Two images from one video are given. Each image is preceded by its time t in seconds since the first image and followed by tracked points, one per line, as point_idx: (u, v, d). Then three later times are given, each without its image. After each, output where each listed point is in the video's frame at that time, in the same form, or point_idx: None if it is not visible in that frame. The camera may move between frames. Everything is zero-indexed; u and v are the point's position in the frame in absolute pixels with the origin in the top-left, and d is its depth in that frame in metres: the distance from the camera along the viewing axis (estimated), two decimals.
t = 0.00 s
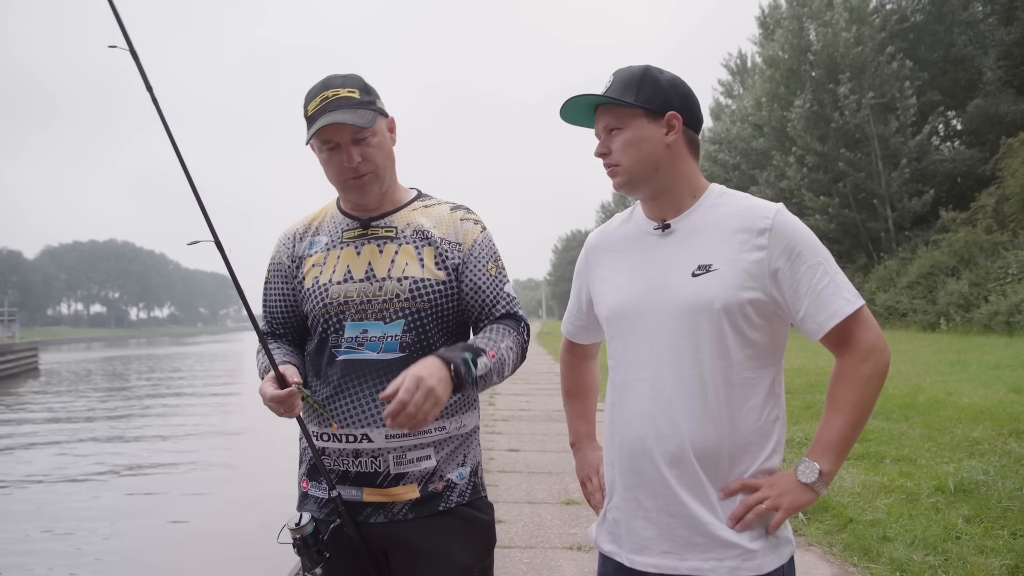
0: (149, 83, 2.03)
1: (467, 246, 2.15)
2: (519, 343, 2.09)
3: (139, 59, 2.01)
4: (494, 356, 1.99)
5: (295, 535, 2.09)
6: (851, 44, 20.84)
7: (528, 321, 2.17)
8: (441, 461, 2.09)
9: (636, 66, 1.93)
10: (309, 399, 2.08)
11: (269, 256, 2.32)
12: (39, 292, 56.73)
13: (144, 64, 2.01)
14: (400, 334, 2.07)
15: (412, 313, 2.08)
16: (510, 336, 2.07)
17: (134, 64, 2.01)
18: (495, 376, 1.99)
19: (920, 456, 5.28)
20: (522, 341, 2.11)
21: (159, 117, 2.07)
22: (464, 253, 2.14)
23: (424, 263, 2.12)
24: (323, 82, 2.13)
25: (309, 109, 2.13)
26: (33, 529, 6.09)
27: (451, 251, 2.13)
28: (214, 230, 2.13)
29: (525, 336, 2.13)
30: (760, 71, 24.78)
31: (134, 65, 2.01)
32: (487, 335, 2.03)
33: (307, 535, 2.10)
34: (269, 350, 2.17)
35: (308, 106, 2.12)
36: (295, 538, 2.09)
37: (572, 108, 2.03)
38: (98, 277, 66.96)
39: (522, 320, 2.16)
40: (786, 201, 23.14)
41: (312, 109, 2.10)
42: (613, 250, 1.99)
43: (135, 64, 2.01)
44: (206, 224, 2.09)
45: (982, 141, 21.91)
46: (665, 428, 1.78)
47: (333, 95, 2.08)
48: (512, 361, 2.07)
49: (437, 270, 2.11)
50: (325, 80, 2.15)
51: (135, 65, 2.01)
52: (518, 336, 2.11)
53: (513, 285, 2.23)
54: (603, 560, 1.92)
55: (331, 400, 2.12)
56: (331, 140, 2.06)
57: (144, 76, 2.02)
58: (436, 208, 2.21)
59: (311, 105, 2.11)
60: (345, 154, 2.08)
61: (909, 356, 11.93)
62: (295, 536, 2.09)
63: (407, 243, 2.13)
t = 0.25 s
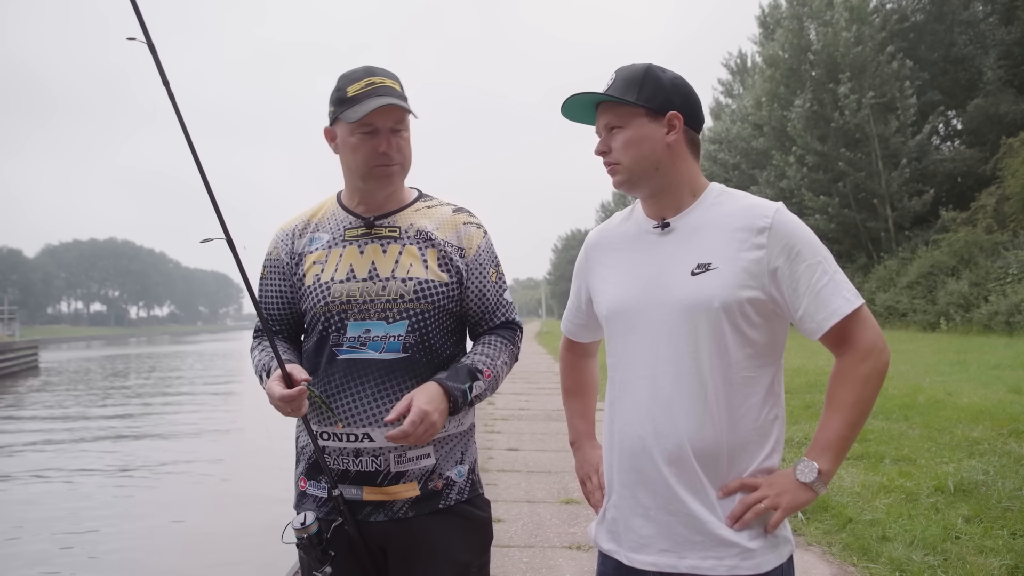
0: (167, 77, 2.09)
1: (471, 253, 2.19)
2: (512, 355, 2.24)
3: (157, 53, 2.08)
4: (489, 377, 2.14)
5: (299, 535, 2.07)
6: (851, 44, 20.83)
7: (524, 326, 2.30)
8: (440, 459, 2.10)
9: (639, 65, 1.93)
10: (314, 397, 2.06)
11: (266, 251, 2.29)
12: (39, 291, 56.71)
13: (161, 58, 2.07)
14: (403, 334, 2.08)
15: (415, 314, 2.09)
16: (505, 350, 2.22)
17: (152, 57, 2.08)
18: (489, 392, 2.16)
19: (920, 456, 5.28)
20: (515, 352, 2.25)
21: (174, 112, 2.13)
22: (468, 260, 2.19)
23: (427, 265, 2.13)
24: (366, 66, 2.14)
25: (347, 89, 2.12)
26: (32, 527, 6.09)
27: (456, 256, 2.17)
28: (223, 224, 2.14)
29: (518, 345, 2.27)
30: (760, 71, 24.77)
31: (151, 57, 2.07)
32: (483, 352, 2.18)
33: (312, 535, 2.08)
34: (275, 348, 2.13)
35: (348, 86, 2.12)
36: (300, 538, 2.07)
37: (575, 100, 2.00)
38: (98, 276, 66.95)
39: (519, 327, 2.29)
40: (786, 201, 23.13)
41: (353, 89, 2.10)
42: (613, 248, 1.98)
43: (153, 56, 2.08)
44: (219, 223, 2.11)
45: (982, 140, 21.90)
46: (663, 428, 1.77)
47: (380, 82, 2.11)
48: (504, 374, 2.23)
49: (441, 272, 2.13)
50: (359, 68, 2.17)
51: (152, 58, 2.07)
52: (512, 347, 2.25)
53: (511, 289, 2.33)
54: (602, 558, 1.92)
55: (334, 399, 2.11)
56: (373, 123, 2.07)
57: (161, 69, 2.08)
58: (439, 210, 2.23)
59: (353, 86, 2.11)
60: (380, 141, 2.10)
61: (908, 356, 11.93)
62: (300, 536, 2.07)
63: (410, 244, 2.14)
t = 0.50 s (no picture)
0: (169, 80, 2.12)
1: (472, 255, 2.22)
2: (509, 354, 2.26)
3: (160, 53, 2.10)
4: (490, 377, 2.16)
5: (304, 536, 2.08)
6: (852, 44, 20.83)
7: (520, 326, 2.32)
8: (442, 456, 2.13)
9: (640, 63, 1.92)
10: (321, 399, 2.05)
11: (263, 249, 2.25)
12: (40, 290, 56.73)
13: (163, 59, 2.10)
14: (409, 336, 2.10)
15: (420, 316, 2.10)
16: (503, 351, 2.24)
17: (154, 58, 2.10)
18: (490, 392, 2.17)
19: (920, 456, 5.28)
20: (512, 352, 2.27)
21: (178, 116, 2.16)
22: (470, 263, 2.21)
23: (431, 267, 2.14)
24: (394, 68, 2.16)
25: (377, 86, 2.12)
26: (32, 525, 6.10)
27: (457, 257, 2.18)
28: (228, 230, 2.20)
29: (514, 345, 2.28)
30: (761, 71, 24.77)
31: (154, 58, 2.10)
32: (483, 351, 2.20)
33: (316, 535, 2.09)
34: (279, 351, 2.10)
35: (379, 84, 2.11)
36: (304, 539, 2.08)
37: (589, 94, 1.96)
38: (99, 275, 66.98)
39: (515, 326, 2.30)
40: (787, 201, 23.13)
41: (385, 87, 2.10)
42: (613, 248, 1.98)
43: (156, 58, 2.10)
44: (221, 225, 2.17)
45: (983, 140, 21.90)
46: (663, 427, 1.78)
47: (410, 85, 2.14)
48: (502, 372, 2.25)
49: (444, 275, 2.15)
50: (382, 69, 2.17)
51: (155, 59, 2.10)
52: (510, 348, 2.27)
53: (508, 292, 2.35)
54: (602, 558, 1.92)
55: (339, 400, 2.10)
56: (405, 123, 2.09)
57: (164, 71, 2.11)
58: (439, 212, 2.24)
59: (384, 84, 2.12)
60: (406, 142, 2.12)
61: (908, 356, 11.93)
62: (304, 537, 2.08)
63: (415, 246, 2.15)
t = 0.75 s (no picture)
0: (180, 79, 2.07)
1: (473, 256, 2.22)
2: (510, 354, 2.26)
3: (171, 55, 2.05)
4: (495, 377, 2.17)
5: (308, 536, 2.08)
6: (853, 44, 20.84)
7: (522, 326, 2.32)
8: (443, 456, 2.14)
9: (639, 63, 1.93)
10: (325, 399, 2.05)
11: (266, 247, 2.24)
12: (40, 288, 56.77)
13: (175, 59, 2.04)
14: (411, 337, 2.10)
15: (422, 316, 2.11)
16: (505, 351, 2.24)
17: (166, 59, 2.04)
18: (494, 392, 2.18)
19: (919, 456, 5.29)
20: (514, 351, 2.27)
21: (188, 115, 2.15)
22: (471, 264, 2.21)
23: (433, 268, 2.15)
24: (400, 69, 2.17)
25: (384, 87, 2.12)
26: (31, 524, 6.10)
27: (458, 258, 2.19)
28: (235, 228, 2.20)
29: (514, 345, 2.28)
30: (761, 71, 24.78)
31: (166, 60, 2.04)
32: (486, 350, 2.21)
33: (318, 535, 2.09)
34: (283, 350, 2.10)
35: (386, 84, 2.12)
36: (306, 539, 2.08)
37: (591, 95, 1.96)
38: (99, 273, 67.03)
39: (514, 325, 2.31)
40: (787, 201, 23.14)
41: (392, 88, 2.11)
42: (613, 248, 1.98)
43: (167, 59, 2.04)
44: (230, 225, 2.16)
45: (984, 141, 21.91)
46: (662, 428, 1.78)
47: (416, 85, 2.15)
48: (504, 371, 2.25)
49: (447, 276, 2.16)
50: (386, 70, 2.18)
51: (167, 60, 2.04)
52: (512, 349, 2.27)
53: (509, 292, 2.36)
54: (602, 558, 1.92)
55: (341, 399, 2.10)
56: (413, 122, 2.10)
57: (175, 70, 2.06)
58: (441, 214, 2.25)
59: (390, 85, 2.12)
60: (413, 142, 2.13)
61: (908, 357, 11.94)
62: (307, 536, 2.09)
63: (417, 247, 2.15)
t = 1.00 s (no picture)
0: (181, 77, 2.08)
1: (474, 256, 2.22)
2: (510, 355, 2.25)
3: (172, 52, 2.05)
4: (489, 379, 2.16)
5: (308, 534, 2.08)
6: (853, 43, 20.83)
7: (523, 327, 2.32)
8: (443, 455, 2.14)
9: (638, 62, 1.92)
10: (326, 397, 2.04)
11: (267, 246, 2.24)
12: (40, 288, 56.74)
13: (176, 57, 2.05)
14: (411, 336, 2.10)
15: (422, 315, 2.11)
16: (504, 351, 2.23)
17: (167, 56, 2.05)
18: (489, 393, 2.17)
19: (919, 456, 5.29)
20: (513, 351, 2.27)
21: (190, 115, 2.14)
22: (471, 263, 2.21)
23: (434, 268, 2.14)
24: (399, 68, 2.17)
25: (382, 85, 2.12)
26: (31, 524, 6.10)
27: (458, 257, 2.18)
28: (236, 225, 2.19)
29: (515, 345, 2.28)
30: (761, 70, 24.77)
31: (167, 57, 2.05)
32: (484, 352, 2.20)
33: (319, 533, 2.08)
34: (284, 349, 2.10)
35: (384, 84, 2.12)
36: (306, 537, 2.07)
37: (588, 94, 1.96)
38: (99, 273, 67.00)
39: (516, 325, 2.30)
40: (787, 201, 23.12)
41: (390, 87, 2.11)
42: (612, 247, 1.98)
43: (168, 57, 2.05)
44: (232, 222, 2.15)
45: (984, 140, 21.90)
46: (662, 427, 1.78)
47: (415, 84, 2.15)
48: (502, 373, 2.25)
49: (447, 275, 2.15)
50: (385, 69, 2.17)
51: (168, 57, 2.05)
52: (511, 351, 2.27)
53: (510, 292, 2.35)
54: (602, 557, 1.92)
55: (342, 398, 2.10)
56: (410, 121, 2.10)
57: (177, 69, 2.06)
58: (442, 213, 2.25)
59: (388, 84, 2.12)
60: (410, 141, 2.12)
61: (908, 356, 11.94)
62: (307, 535, 2.08)
63: (418, 246, 2.15)
